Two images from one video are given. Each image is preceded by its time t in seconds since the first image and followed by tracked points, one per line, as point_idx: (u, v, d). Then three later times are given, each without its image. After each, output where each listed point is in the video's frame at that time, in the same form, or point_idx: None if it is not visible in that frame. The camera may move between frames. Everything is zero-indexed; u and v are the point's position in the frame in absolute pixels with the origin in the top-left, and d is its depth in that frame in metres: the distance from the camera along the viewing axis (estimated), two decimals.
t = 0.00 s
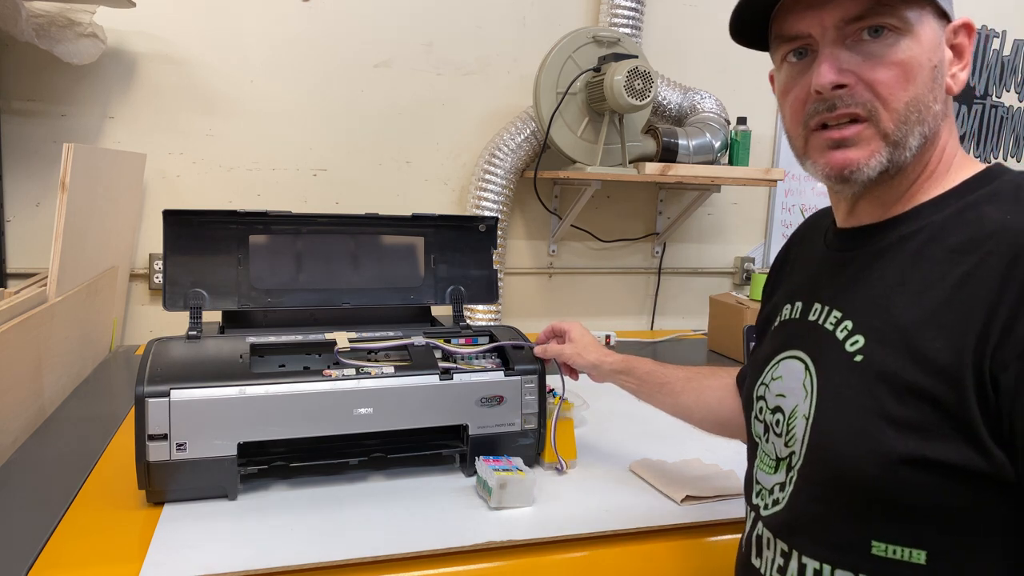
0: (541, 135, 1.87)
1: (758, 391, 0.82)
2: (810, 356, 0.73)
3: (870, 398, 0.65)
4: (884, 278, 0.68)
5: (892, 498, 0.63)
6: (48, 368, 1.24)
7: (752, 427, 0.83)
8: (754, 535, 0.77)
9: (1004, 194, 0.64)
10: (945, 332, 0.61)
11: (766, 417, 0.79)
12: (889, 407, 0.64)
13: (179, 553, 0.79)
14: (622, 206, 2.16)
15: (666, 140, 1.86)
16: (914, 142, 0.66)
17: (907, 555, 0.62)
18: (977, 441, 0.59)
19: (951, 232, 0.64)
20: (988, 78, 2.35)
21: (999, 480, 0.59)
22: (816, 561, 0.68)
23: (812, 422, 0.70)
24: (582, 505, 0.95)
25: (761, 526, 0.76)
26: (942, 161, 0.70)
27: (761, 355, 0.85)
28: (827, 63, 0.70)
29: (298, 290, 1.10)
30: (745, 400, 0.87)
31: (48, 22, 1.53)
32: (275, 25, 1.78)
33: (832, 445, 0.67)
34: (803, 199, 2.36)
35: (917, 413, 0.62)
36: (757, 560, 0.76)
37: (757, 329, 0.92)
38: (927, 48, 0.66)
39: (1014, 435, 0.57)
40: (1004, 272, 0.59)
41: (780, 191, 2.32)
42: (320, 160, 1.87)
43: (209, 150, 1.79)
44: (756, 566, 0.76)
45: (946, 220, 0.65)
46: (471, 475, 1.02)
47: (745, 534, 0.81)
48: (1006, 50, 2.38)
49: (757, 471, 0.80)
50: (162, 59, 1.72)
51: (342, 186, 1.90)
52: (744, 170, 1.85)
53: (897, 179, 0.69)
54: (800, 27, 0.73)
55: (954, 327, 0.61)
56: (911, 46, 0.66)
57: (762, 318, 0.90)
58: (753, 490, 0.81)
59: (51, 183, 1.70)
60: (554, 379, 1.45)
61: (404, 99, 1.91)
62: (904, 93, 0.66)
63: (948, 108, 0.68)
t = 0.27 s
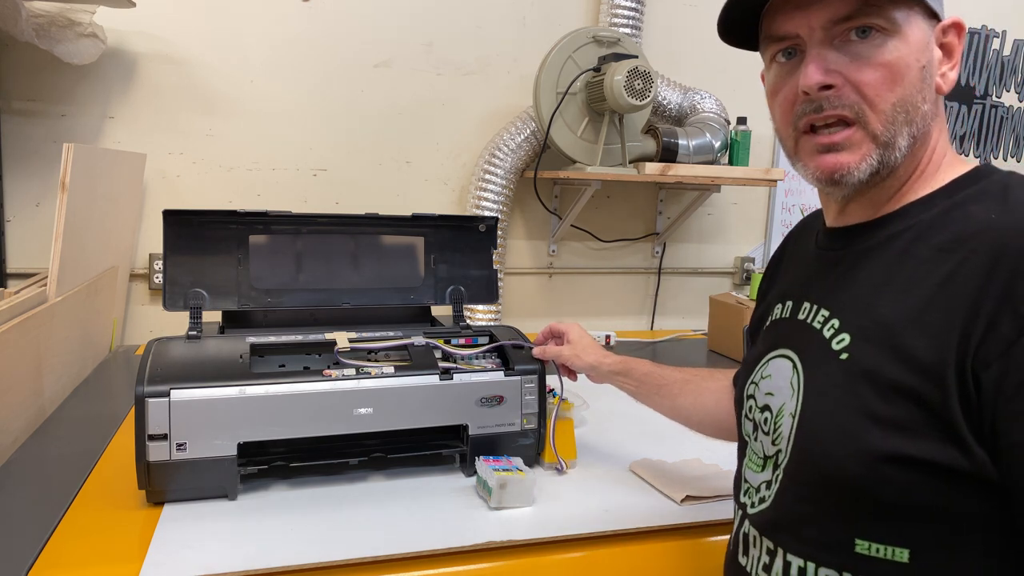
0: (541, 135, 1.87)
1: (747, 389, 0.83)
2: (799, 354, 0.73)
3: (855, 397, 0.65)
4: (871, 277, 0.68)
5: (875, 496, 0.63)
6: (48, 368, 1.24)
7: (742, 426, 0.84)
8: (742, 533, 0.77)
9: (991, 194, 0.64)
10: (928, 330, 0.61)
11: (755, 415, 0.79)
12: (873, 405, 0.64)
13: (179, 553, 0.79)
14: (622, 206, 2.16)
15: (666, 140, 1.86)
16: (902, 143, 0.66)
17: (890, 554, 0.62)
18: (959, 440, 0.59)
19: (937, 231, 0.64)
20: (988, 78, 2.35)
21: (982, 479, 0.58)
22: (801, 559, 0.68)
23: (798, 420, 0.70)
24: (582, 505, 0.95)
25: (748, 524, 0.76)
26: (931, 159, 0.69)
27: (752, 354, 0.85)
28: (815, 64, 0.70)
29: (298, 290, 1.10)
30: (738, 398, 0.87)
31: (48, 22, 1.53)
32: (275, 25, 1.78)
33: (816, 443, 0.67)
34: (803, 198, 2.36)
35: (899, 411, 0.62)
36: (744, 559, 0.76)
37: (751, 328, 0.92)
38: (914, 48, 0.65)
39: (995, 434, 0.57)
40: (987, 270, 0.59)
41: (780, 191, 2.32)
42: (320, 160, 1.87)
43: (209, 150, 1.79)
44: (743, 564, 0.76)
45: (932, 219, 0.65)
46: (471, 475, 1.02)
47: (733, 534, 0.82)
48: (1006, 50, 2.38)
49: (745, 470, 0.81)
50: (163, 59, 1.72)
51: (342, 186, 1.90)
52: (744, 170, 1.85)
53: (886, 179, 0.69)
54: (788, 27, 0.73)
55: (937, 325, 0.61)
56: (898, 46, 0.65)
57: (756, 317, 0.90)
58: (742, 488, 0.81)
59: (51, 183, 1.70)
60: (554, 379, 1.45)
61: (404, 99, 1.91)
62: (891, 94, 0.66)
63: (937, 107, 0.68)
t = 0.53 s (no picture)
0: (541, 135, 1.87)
1: (741, 385, 0.83)
2: (790, 350, 0.73)
3: (840, 393, 0.65)
4: (863, 275, 0.68)
5: (853, 493, 0.63)
6: (48, 368, 1.24)
7: (735, 422, 0.84)
8: (728, 527, 0.78)
9: (984, 193, 0.62)
10: (911, 327, 0.60)
11: (746, 411, 0.79)
12: (856, 402, 0.63)
13: (179, 553, 0.79)
14: (622, 206, 2.16)
15: (666, 140, 1.86)
16: (896, 140, 0.66)
17: (866, 551, 0.62)
18: (937, 439, 0.58)
19: (928, 230, 0.63)
20: (988, 78, 2.35)
21: (959, 480, 0.57)
22: (780, 553, 0.68)
23: (784, 416, 0.70)
24: (583, 505, 0.94)
25: (734, 518, 0.77)
26: (927, 159, 0.69)
27: (749, 351, 0.85)
28: (810, 59, 0.70)
29: (298, 290, 1.10)
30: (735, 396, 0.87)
31: (48, 22, 1.53)
32: (274, 25, 1.78)
33: (799, 439, 0.67)
34: (803, 199, 2.36)
35: (880, 409, 0.62)
36: (728, 552, 0.77)
37: (754, 325, 0.92)
38: (912, 47, 0.65)
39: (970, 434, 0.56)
40: (972, 268, 0.58)
41: (780, 191, 2.32)
42: (320, 160, 1.87)
43: (209, 150, 1.79)
44: (728, 558, 0.77)
45: (927, 217, 0.64)
46: (471, 475, 1.02)
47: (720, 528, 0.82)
48: (1006, 51, 2.38)
49: (734, 466, 0.81)
50: (162, 59, 1.72)
51: (342, 186, 1.90)
52: (744, 170, 1.85)
53: (880, 178, 0.69)
54: (787, 23, 0.74)
55: (920, 323, 0.60)
56: (895, 44, 0.65)
57: (757, 315, 0.90)
58: (731, 484, 0.81)
59: (51, 183, 1.70)
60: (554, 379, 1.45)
61: (404, 99, 1.91)
62: (884, 92, 0.65)
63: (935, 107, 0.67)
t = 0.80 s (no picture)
0: (541, 135, 1.87)
1: (738, 384, 0.82)
2: (783, 348, 0.71)
3: (824, 391, 0.63)
4: (854, 270, 0.65)
5: (836, 492, 0.61)
6: (48, 368, 1.24)
7: (732, 422, 0.82)
8: (721, 528, 0.77)
9: (978, 194, 0.59)
10: (897, 326, 0.58)
11: (741, 410, 0.78)
12: (840, 401, 0.61)
13: (179, 553, 0.79)
14: (622, 206, 2.16)
15: (666, 140, 1.86)
16: (860, 145, 0.63)
17: (849, 553, 0.60)
18: (918, 440, 0.56)
19: (920, 228, 0.60)
20: (988, 78, 2.35)
21: (942, 482, 0.55)
22: (765, 552, 0.67)
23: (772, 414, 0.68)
24: (583, 505, 0.94)
25: (727, 518, 0.76)
26: (911, 164, 0.65)
27: (748, 351, 0.83)
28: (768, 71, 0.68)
29: (298, 290, 1.10)
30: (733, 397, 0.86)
31: (48, 22, 1.53)
32: (274, 25, 1.78)
33: (783, 437, 0.65)
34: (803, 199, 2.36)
35: (863, 408, 0.59)
36: (721, 552, 0.76)
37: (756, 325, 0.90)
38: (874, 50, 0.61)
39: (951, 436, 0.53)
40: (959, 265, 0.55)
41: (780, 192, 2.32)
42: (320, 160, 1.87)
43: (209, 150, 1.79)
44: (719, 558, 0.76)
45: (920, 215, 0.61)
46: (471, 475, 1.02)
47: (714, 527, 0.81)
48: (1006, 51, 2.38)
49: (729, 464, 0.80)
50: (162, 59, 1.72)
51: (342, 186, 1.90)
52: (744, 170, 1.85)
53: (855, 180, 0.66)
54: (751, 35, 0.72)
55: (906, 321, 0.57)
56: (848, 51, 0.62)
57: (760, 316, 0.88)
58: (725, 484, 0.80)
59: (51, 183, 1.69)
60: (554, 379, 1.45)
61: (403, 98, 1.91)
62: (841, 99, 0.62)
63: (914, 107, 0.62)
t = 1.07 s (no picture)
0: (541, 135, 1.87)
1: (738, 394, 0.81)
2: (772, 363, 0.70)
3: (798, 414, 0.62)
4: (839, 288, 0.64)
5: (807, 517, 0.61)
6: (48, 368, 1.24)
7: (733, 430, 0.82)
8: (711, 538, 0.79)
9: (965, 206, 0.57)
10: (871, 351, 0.57)
11: (738, 422, 0.78)
12: (812, 425, 0.61)
13: (179, 553, 0.79)
14: (622, 206, 2.16)
15: (666, 140, 1.86)
16: (779, 161, 0.69)
17: None
18: (885, 472, 0.55)
19: (902, 244, 0.59)
20: (988, 78, 2.35)
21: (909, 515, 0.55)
22: (745, 568, 0.68)
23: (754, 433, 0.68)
24: (583, 505, 0.94)
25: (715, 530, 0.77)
26: (879, 177, 0.64)
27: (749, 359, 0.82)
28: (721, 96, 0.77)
29: (298, 290, 1.10)
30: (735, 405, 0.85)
31: (48, 22, 1.53)
32: (275, 25, 1.78)
33: (759, 459, 0.65)
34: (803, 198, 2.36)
35: (833, 434, 0.59)
36: (710, 561, 0.78)
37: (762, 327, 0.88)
38: (773, 74, 0.67)
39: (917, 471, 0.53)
40: (930, 291, 0.54)
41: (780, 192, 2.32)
42: (320, 160, 1.87)
43: (209, 150, 1.79)
44: (709, 567, 0.77)
45: (907, 229, 0.60)
46: (471, 475, 1.02)
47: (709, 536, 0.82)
48: (1006, 51, 2.38)
49: (725, 476, 0.80)
50: (162, 59, 1.72)
51: (341, 186, 1.90)
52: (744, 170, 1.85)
53: (805, 190, 0.70)
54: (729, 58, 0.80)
55: (879, 347, 0.56)
56: (752, 79, 0.69)
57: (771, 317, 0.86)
58: (721, 494, 0.81)
59: (51, 183, 1.69)
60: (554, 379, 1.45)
61: (403, 99, 1.91)
62: (752, 122, 0.70)
63: (833, 119, 0.64)
